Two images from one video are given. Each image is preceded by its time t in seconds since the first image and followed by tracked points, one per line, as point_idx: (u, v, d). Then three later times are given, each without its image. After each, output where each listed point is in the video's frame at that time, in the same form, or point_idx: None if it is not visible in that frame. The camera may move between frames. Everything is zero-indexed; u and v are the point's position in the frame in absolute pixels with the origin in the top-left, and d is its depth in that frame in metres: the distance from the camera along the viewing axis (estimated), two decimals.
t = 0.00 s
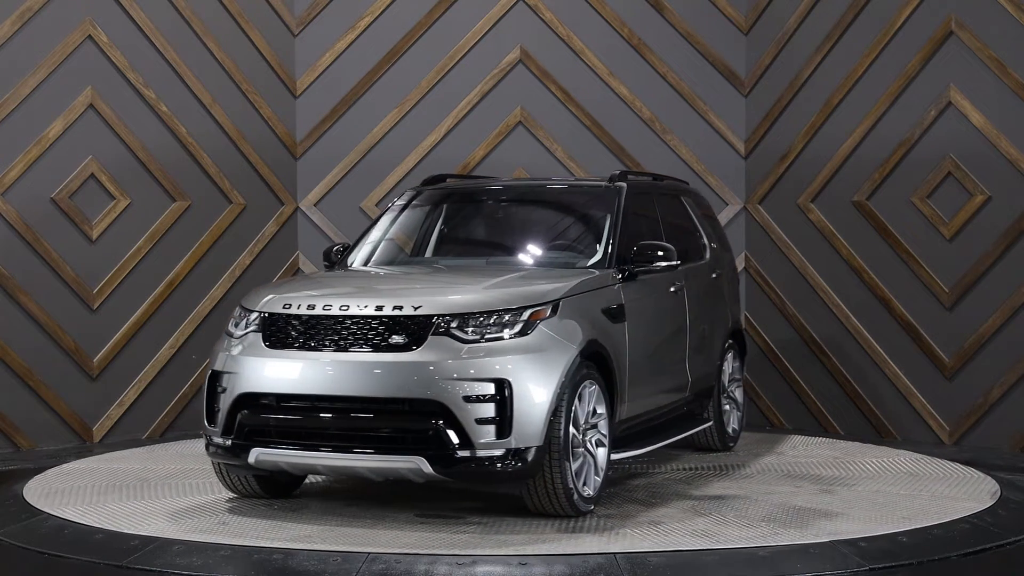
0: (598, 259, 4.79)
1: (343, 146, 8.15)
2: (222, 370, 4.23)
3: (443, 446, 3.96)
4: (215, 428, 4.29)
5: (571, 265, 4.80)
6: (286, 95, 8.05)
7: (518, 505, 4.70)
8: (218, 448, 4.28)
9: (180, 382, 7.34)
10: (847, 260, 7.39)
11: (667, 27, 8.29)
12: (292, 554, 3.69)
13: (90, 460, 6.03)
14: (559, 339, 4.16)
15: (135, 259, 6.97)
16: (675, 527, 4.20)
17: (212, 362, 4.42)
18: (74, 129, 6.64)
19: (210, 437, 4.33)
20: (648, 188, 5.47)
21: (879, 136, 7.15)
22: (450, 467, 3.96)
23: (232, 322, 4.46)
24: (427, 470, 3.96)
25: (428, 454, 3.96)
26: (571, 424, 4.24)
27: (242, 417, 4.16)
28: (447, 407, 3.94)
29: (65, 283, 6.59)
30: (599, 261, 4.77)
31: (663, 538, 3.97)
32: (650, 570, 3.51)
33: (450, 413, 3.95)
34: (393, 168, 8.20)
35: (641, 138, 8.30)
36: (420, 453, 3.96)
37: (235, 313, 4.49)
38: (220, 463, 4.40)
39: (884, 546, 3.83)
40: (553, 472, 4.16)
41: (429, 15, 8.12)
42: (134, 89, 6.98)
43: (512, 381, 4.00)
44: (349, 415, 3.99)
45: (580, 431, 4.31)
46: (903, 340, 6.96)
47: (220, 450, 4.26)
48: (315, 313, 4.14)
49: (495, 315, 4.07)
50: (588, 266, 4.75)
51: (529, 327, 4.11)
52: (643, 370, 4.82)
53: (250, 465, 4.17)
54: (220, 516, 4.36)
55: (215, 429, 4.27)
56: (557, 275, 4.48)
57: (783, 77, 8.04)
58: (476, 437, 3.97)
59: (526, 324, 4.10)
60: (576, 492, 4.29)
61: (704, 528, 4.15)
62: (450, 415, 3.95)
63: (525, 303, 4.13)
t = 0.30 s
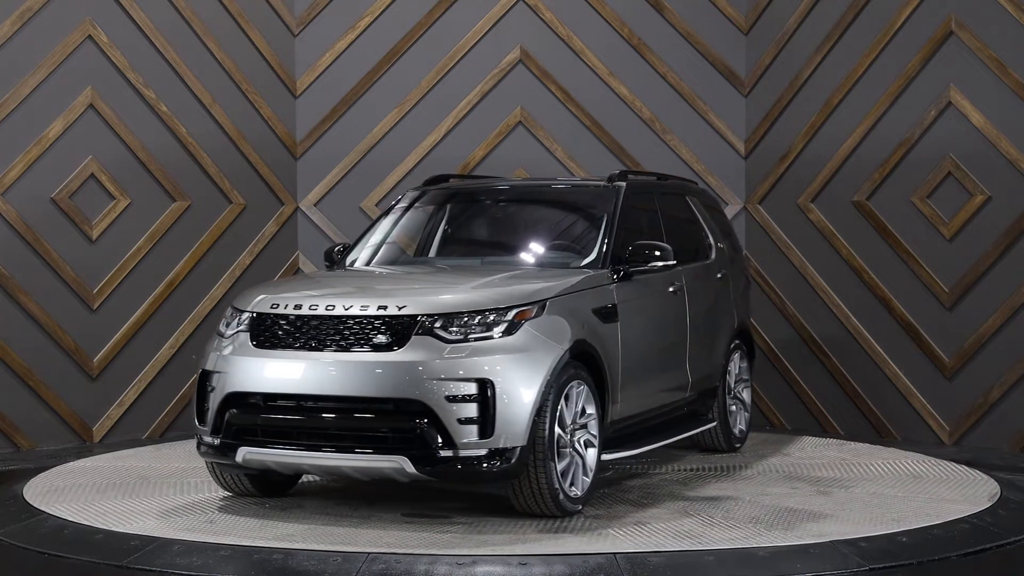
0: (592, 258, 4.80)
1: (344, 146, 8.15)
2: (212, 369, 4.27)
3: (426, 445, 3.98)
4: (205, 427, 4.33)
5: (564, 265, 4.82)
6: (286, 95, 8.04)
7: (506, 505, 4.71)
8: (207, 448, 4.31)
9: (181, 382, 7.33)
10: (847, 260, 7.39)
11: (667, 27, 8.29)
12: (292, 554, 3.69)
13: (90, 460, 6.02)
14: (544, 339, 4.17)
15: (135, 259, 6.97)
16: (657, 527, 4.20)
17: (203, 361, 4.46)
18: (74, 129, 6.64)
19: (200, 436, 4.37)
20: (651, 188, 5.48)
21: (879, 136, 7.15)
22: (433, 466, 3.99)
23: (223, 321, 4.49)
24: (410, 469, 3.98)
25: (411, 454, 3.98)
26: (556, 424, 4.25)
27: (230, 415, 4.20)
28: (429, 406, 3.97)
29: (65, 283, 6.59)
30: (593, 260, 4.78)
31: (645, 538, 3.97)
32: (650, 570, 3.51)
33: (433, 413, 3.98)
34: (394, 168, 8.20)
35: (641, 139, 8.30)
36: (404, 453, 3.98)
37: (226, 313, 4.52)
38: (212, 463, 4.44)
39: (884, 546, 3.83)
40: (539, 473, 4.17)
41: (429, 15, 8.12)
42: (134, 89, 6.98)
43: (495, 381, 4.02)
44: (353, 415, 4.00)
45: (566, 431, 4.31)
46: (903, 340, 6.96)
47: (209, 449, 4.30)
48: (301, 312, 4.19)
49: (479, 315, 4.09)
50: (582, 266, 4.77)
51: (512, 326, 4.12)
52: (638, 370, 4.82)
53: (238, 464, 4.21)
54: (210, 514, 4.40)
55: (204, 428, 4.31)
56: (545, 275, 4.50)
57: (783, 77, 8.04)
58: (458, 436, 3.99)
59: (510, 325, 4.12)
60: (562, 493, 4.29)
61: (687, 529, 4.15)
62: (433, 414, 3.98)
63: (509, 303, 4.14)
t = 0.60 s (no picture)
0: (586, 258, 4.81)
1: (344, 146, 8.15)
2: (202, 369, 4.31)
3: (409, 445, 4.00)
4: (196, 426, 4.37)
5: (558, 265, 4.84)
6: (286, 95, 8.04)
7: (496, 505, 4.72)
8: (198, 447, 4.35)
9: (181, 382, 7.33)
10: (847, 260, 7.38)
11: (667, 27, 8.29)
12: (293, 554, 3.69)
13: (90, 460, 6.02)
14: (529, 339, 4.17)
15: (135, 258, 6.97)
16: (639, 527, 4.21)
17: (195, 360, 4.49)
18: (74, 129, 6.64)
19: (192, 435, 4.41)
20: (653, 189, 5.47)
21: (879, 136, 7.16)
22: (416, 466, 4.01)
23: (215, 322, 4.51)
24: (394, 469, 4.01)
25: (395, 454, 4.01)
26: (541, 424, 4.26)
27: (219, 414, 4.23)
28: (412, 407, 3.98)
29: (65, 283, 6.59)
30: (587, 260, 4.80)
31: (632, 538, 3.97)
32: (650, 570, 3.51)
33: (416, 413, 3.99)
34: (394, 168, 8.19)
35: (641, 139, 8.30)
36: (387, 453, 4.01)
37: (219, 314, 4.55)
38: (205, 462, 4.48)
39: (884, 545, 3.83)
40: (523, 474, 4.18)
41: (429, 15, 8.12)
42: (134, 89, 6.98)
43: (478, 381, 4.03)
44: (356, 416, 4.01)
45: (553, 431, 4.32)
46: (903, 340, 6.96)
47: (200, 448, 4.33)
48: (288, 311, 4.22)
49: (463, 315, 4.10)
50: (575, 265, 4.78)
51: (497, 326, 4.13)
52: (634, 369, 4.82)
53: (227, 462, 4.25)
54: (200, 512, 4.45)
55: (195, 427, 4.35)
56: (533, 276, 4.49)
57: (783, 77, 8.04)
58: (441, 436, 4.00)
59: (495, 325, 4.13)
60: (548, 493, 4.29)
61: (670, 530, 4.14)
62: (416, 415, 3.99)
63: (494, 303, 4.15)
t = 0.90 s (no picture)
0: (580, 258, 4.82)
1: (344, 146, 8.15)
2: (193, 368, 4.35)
3: (392, 445, 4.02)
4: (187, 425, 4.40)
5: (553, 265, 4.85)
6: (286, 95, 8.04)
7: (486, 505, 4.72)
8: (189, 446, 4.38)
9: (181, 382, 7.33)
10: (847, 260, 7.38)
11: (667, 27, 8.29)
12: (293, 554, 3.69)
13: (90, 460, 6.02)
14: (513, 339, 4.18)
15: (135, 258, 6.97)
16: (625, 528, 4.20)
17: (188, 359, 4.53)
18: (74, 129, 6.64)
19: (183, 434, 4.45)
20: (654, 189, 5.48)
21: (879, 136, 7.16)
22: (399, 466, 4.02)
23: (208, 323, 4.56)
24: (376, 469, 4.02)
25: (377, 454, 4.03)
26: (527, 424, 4.26)
27: (208, 413, 4.26)
28: (394, 407, 4.00)
29: (65, 282, 6.59)
30: (580, 260, 4.81)
31: (627, 539, 3.96)
32: (650, 570, 3.51)
33: (398, 413, 4.01)
34: (394, 168, 8.19)
35: (641, 139, 8.30)
36: (369, 452, 4.03)
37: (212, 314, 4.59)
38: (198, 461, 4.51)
39: (884, 545, 3.84)
40: (507, 473, 4.18)
41: (430, 15, 8.12)
42: (134, 89, 6.98)
43: (461, 381, 4.04)
44: (358, 416, 4.02)
45: (540, 431, 4.32)
46: (903, 340, 6.96)
47: (190, 447, 4.37)
48: (276, 311, 4.26)
49: (448, 315, 4.12)
50: (569, 265, 4.79)
51: (482, 327, 4.15)
52: (630, 369, 4.83)
53: (215, 461, 4.28)
54: (190, 511, 4.47)
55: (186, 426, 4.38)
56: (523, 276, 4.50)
57: (783, 77, 8.04)
58: (424, 436, 4.02)
59: (480, 325, 4.14)
60: (534, 493, 4.29)
61: (653, 531, 4.13)
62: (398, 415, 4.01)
63: (479, 303, 4.16)
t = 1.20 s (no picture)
0: (574, 258, 4.82)
1: (344, 146, 8.15)
2: (184, 368, 4.39)
3: (375, 445, 4.04)
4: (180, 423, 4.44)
5: (546, 265, 4.86)
6: (286, 95, 8.04)
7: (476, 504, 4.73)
8: (181, 445, 4.41)
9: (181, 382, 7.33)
10: (847, 260, 7.37)
11: (667, 27, 8.29)
12: (292, 554, 3.69)
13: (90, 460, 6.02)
14: (498, 340, 4.19)
15: (135, 258, 6.97)
16: (610, 529, 4.19)
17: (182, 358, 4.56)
18: (73, 129, 6.64)
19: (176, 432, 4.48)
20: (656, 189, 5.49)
21: (879, 136, 7.16)
22: (382, 464, 4.05)
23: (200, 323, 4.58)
24: (360, 468, 4.04)
25: (361, 453, 4.04)
26: (513, 424, 4.27)
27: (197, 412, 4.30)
28: (377, 406, 4.02)
29: (65, 283, 6.59)
30: (573, 260, 4.81)
31: (618, 540, 3.96)
32: (650, 570, 3.51)
33: (382, 413, 4.03)
34: (394, 168, 8.18)
35: (641, 139, 8.30)
36: (353, 451, 4.05)
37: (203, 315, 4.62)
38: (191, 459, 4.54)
39: (884, 546, 3.84)
40: (492, 474, 4.18)
41: (430, 15, 8.11)
42: (134, 89, 6.98)
43: (444, 381, 4.06)
44: (348, 416, 4.03)
45: (526, 432, 4.32)
46: (903, 340, 6.96)
47: (182, 446, 4.40)
48: (264, 311, 4.28)
49: (433, 315, 4.14)
50: (563, 266, 4.80)
51: (467, 327, 4.16)
52: (626, 369, 4.83)
53: (205, 460, 4.31)
54: (180, 510, 4.49)
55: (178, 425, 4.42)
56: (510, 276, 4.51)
57: (783, 76, 8.04)
58: (407, 436, 4.04)
59: (465, 325, 4.16)
60: (519, 494, 4.29)
61: (636, 533, 4.11)
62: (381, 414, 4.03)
63: (464, 303, 4.18)
